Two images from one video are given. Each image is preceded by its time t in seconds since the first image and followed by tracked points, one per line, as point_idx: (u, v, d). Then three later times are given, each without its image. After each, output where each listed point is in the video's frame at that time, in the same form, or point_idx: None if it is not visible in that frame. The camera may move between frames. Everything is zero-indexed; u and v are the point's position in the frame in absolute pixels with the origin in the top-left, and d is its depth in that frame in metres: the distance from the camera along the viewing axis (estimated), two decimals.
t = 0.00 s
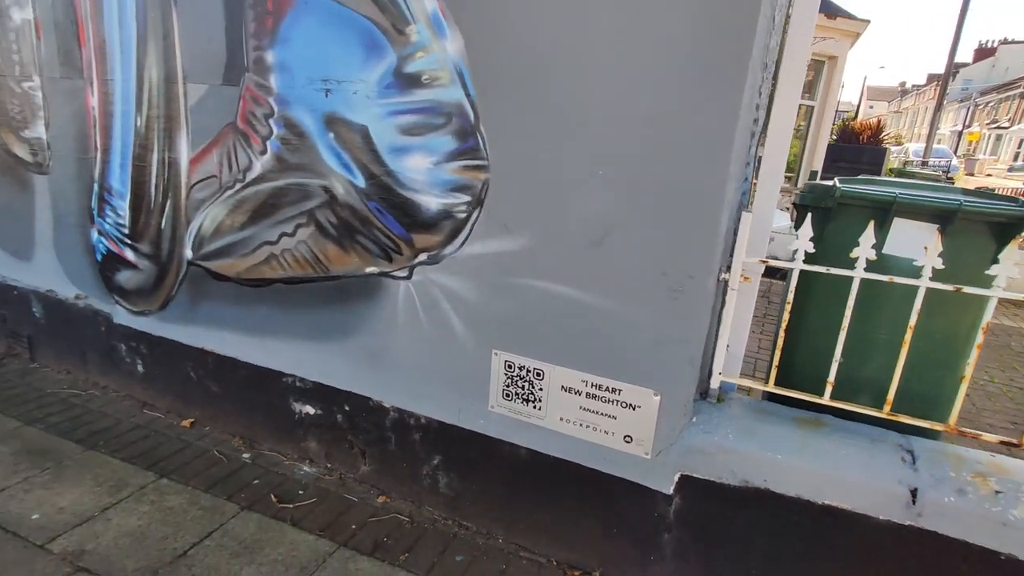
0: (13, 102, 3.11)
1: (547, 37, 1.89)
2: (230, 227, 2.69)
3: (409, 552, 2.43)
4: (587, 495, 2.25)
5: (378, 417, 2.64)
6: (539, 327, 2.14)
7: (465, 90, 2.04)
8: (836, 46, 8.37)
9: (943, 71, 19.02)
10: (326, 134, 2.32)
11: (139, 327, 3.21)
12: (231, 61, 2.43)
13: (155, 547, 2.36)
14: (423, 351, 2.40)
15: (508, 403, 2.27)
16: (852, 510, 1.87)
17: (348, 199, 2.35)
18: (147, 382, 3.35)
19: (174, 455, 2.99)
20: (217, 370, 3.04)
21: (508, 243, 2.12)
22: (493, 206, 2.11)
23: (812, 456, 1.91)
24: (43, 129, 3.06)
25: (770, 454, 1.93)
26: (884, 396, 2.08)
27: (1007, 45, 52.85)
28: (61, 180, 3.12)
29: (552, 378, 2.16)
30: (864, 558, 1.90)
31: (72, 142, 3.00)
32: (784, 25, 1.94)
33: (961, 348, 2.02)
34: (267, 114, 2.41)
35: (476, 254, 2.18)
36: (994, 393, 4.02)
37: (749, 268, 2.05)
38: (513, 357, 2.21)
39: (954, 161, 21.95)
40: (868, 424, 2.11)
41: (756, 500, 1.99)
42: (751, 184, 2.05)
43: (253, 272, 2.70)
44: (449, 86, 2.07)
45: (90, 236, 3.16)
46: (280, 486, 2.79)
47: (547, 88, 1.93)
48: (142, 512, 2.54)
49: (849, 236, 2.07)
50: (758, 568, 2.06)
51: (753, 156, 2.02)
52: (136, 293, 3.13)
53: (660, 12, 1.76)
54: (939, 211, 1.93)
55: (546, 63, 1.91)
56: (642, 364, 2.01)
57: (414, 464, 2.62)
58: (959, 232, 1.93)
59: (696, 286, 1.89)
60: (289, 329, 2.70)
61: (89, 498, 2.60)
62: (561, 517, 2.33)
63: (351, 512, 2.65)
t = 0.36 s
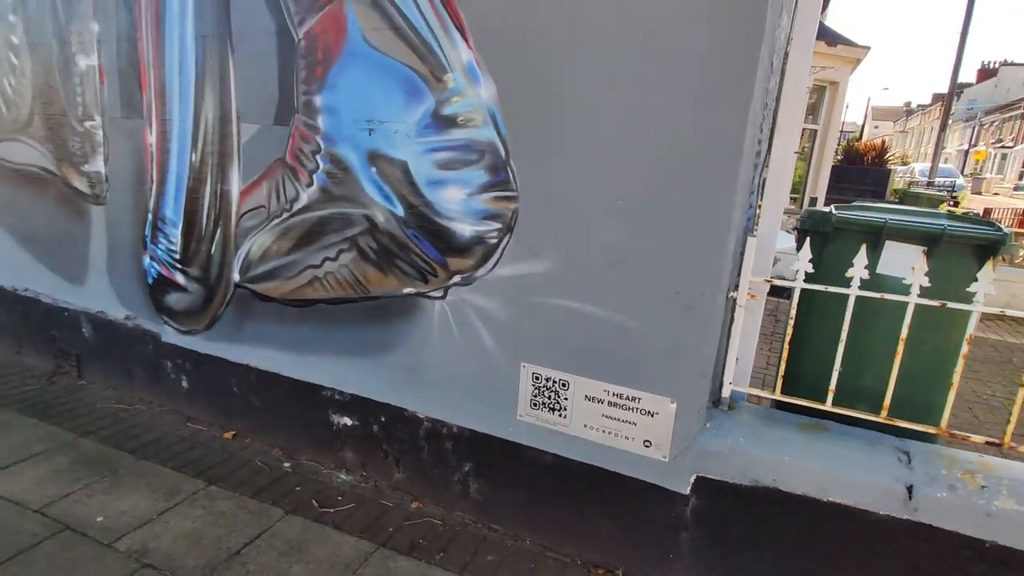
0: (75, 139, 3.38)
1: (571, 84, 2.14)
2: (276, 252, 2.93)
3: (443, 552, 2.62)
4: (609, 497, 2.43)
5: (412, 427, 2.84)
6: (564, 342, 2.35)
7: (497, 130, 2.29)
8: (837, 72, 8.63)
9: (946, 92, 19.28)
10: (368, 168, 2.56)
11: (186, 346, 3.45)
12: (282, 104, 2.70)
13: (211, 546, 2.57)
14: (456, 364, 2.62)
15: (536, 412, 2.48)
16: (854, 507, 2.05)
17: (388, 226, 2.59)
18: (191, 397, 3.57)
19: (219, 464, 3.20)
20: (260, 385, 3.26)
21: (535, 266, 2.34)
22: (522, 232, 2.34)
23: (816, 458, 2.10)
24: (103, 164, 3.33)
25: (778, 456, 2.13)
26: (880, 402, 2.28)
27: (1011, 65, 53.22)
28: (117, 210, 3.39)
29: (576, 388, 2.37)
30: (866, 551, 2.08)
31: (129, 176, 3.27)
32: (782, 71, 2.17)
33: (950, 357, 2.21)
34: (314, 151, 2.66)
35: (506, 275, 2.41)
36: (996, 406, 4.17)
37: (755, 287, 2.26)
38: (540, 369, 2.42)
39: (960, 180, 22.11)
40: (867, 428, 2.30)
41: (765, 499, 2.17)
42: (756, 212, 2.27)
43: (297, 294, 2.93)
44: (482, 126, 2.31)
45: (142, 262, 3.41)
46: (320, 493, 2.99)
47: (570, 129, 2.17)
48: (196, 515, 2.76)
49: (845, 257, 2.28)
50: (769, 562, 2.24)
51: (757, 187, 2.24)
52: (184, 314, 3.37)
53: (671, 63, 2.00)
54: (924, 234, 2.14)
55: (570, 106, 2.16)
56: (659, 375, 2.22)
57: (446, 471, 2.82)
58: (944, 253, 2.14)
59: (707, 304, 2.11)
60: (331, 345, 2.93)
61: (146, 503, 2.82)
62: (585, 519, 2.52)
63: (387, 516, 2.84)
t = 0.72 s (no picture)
0: (140, 177, 3.69)
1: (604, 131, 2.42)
2: (328, 280, 3.19)
3: (485, 557, 2.83)
4: (640, 504, 2.63)
5: (453, 441, 3.06)
6: (598, 360, 2.59)
7: (537, 171, 2.56)
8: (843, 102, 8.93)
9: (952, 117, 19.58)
10: (417, 204, 2.83)
11: (238, 367, 3.70)
12: (339, 146, 2.99)
13: (272, 551, 2.79)
14: (497, 382, 2.85)
15: (571, 425, 2.69)
16: (868, 510, 2.26)
17: (435, 256, 2.85)
18: (240, 416, 3.80)
19: (270, 477, 3.42)
20: (308, 403, 3.50)
21: (572, 292, 2.59)
22: (559, 261, 2.60)
23: (832, 465, 2.31)
24: (166, 200, 3.64)
25: (797, 463, 2.34)
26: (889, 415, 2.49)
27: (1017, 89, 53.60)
28: (178, 241, 3.68)
29: (609, 403, 2.59)
30: (879, 551, 2.27)
31: (191, 211, 3.57)
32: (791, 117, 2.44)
33: (951, 372, 2.43)
34: (367, 188, 2.94)
35: (544, 300, 2.65)
36: (1004, 423, 4.34)
37: (771, 310, 2.49)
38: (575, 386, 2.65)
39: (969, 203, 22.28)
40: (878, 438, 2.51)
41: (786, 503, 2.37)
42: (771, 242, 2.51)
43: (346, 318, 3.18)
44: (523, 167, 2.59)
45: (200, 289, 3.69)
46: (367, 504, 3.21)
47: (603, 170, 2.44)
48: (255, 523, 2.98)
49: (854, 282, 2.51)
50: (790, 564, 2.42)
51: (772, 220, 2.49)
52: (238, 337, 3.63)
53: (693, 112, 2.28)
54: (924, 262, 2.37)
55: (603, 150, 2.43)
56: (686, 391, 2.44)
57: (485, 482, 3.02)
58: (942, 279, 2.38)
59: (729, 325, 2.34)
60: (378, 365, 3.18)
61: (208, 512, 3.05)
62: (618, 525, 2.71)
63: (431, 524, 3.05)
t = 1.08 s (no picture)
0: (188, 207, 3.98)
1: (622, 166, 2.67)
2: (363, 302, 3.42)
3: (513, 561, 2.99)
4: (659, 512, 2.80)
5: (480, 453, 3.25)
6: (618, 375, 2.80)
7: (561, 203, 2.81)
8: (846, 129, 9.21)
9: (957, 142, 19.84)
10: (449, 232, 3.08)
11: (275, 383, 3.93)
12: (377, 179, 3.26)
13: (314, 555, 2.98)
14: (523, 396, 3.06)
15: (593, 437, 2.89)
16: (872, 513, 2.43)
17: (465, 280, 3.09)
18: (275, 430, 4.01)
19: (306, 488, 3.62)
20: (341, 418, 3.70)
21: (593, 312, 2.81)
22: (582, 284, 2.83)
23: (837, 471, 2.51)
24: (211, 228, 3.92)
25: (804, 470, 2.54)
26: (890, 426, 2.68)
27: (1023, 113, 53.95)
28: (221, 266, 3.95)
29: (629, 415, 2.78)
30: (886, 552, 2.43)
31: (236, 238, 3.84)
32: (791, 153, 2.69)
33: (947, 386, 2.62)
34: (403, 218, 3.19)
35: (568, 319, 2.88)
36: (1011, 440, 4.47)
37: (778, 328, 2.70)
38: (596, 400, 2.85)
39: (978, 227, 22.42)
40: (881, 448, 2.69)
41: (796, 509, 2.54)
42: (776, 266, 2.74)
43: (381, 337, 3.41)
44: (548, 199, 2.83)
45: (241, 310, 3.94)
46: (398, 513, 3.39)
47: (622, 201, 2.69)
48: (296, 529, 3.18)
49: (854, 303, 2.73)
50: (802, 566, 2.58)
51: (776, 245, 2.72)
52: (276, 355, 3.86)
53: (704, 150, 2.52)
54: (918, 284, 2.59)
55: (621, 183, 2.68)
56: (700, 403, 2.65)
57: (511, 492, 3.19)
58: (934, 299, 2.59)
59: (739, 343, 2.55)
60: (410, 381, 3.40)
61: (252, 519, 3.25)
62: (638, 532, 2.87)
63: (460, 531, 3.23)
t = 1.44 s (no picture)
0: (225, 232, 4.22)
1: (638, 193, 2.88)
2: (393, 320, 3.63)
3: (537, 567, 3.14)
4: (677, 518, 2.94)
5: (505, 464, 3.41)
6: (637, 388, 2.98)
7: (581, 227, 3.02)
8: (852, 149, 9.42)
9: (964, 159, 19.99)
10: (476, 254, 3.29)
11: (307, 399, 4.13)
12: (407, 205, 3.49)
13: (349, 560, 3.16)
14: (546, 409, 3.23)
15: (613, 447, 3.05)
16: (879, 517, 2.58)
17: (491, 299, 3.29)
18: (306, 444, 4.20)
19: (337, 499, 3.79)
20: (370, 431, 3.88)
21: (612, 329, 3.01)
22: (601, 302, 3.02)
23: (845, 477, 2.67)
24: (248, 251, 4.16)
25: (814, 476, 2.70)
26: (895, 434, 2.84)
27: None
28: (257, 287, 4.18)
29: (647, 426, 2.96)
30: (893, 553, 2.57)
31: (271, 261, 4.07)
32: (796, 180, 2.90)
33: (948, 396, 2.78)
34: (431, 241, 3.41)
35: (588, 335, 3.07)
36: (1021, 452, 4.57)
37: (787, 343, 2.88)
38: (616, 411, 3.03)
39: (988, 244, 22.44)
40: (887, 456, 2.85)
41: (807, 514, 2.70)
42: (784, 285, 2.92)
43: (409, 353, 3.61)
44: (569, 224, 3.04)
45: (274, 329, 4.16)
46: (426, 521, 3.55)
47: (639, 225, 2.89)
48: (331, 537, 3.36)
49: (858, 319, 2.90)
50: (815, 569, 2.72)
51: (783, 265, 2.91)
52: (308, 372, 4.06)
53: (714, 178, 2.73)
54: (917, 301, 2.76)
55: (638, 209, 2.89)
56: (714, 413, 2.82)
57: (535, 501, 3.34)
58: (932, 315, 2.77)
59: (750, 357, 2.73)
60: (438, 395, 3.59)
61: (288, 527, 3.43)
62: (658, 539, 3.01)
63: (486, 539, 3.38)
